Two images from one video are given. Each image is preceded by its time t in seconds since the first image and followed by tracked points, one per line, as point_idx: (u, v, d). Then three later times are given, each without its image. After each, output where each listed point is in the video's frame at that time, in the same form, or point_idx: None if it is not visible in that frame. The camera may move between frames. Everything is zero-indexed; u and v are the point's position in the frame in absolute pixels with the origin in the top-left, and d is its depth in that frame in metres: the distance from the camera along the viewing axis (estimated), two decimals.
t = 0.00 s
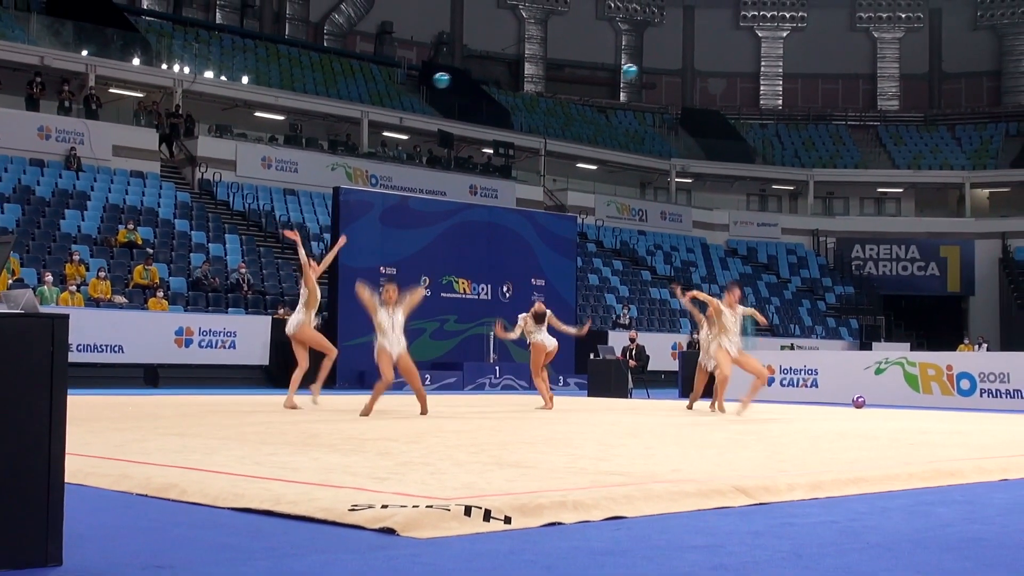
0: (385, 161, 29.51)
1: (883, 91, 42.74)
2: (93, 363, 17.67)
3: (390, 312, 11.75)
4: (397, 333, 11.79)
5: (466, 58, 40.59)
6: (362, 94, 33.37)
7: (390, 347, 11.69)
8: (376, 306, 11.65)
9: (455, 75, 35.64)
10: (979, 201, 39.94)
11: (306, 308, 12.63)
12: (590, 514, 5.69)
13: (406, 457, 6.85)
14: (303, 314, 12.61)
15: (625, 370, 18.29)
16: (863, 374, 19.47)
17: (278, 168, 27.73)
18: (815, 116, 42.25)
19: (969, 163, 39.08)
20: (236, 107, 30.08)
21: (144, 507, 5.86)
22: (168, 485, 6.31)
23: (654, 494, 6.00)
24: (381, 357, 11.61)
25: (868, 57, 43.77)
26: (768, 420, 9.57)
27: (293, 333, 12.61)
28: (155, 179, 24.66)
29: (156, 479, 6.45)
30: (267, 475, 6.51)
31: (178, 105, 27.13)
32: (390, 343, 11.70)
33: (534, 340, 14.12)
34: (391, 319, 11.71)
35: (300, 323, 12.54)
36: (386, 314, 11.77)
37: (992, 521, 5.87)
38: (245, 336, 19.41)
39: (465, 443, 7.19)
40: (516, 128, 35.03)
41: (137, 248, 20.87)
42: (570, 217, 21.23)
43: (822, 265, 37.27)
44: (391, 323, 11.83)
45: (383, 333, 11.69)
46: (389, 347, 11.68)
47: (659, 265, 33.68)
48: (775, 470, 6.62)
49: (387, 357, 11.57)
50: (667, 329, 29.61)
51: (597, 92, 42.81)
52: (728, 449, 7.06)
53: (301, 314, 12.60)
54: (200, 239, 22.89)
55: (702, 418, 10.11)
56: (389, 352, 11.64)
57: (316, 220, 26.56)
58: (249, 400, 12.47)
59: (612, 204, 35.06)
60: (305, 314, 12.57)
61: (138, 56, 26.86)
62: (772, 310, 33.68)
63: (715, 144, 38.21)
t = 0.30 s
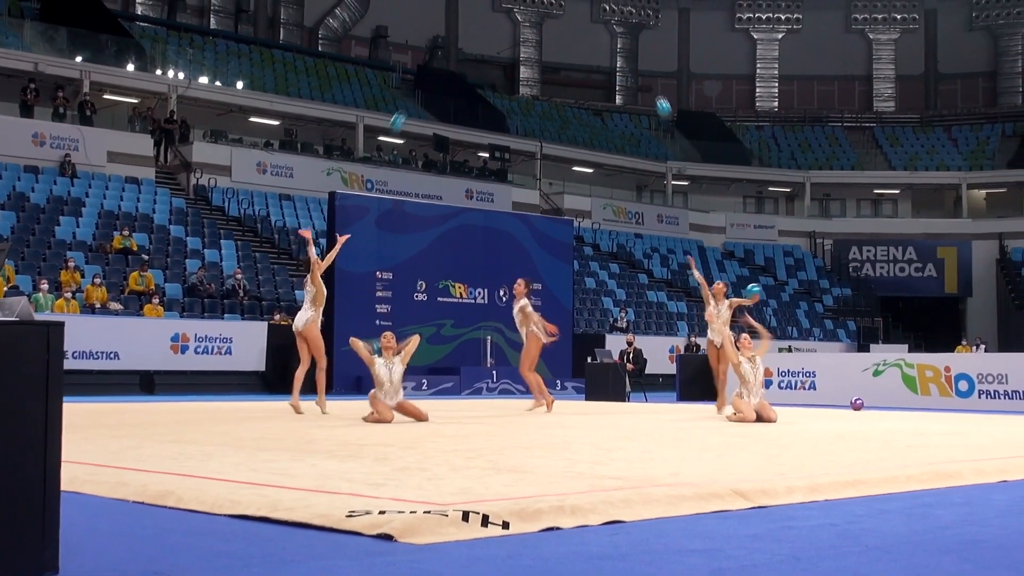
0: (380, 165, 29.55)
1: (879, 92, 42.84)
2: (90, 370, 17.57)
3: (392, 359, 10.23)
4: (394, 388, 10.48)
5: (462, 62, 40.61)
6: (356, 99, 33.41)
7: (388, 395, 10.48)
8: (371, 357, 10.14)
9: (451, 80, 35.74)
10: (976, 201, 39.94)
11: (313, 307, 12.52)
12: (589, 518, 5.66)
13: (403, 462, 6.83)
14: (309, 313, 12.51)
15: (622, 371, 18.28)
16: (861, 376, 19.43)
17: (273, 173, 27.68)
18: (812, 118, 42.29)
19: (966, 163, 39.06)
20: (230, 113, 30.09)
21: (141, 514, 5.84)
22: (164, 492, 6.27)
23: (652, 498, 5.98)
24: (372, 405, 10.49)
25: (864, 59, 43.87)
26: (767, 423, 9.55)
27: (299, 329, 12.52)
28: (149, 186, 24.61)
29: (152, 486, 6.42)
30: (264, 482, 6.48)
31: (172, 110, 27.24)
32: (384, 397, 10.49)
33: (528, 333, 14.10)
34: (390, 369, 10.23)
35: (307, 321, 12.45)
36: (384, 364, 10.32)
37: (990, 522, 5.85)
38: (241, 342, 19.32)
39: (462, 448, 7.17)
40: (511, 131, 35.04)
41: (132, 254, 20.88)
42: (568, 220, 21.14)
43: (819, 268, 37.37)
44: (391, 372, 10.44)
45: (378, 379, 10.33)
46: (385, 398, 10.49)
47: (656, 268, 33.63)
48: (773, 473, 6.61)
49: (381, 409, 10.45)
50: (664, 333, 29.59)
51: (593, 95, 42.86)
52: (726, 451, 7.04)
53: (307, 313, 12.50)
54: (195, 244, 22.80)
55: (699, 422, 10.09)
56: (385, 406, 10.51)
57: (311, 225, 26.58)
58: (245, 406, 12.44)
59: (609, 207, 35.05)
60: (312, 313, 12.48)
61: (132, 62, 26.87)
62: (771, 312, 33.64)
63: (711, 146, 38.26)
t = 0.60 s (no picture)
0: (371, 167, 29.34)
1: (882, 91, 42.71)
2: (75, 379, 17.42)
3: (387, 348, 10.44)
4: (388, 380, 10.50)
5: (455, 62, 40.43)
6: (348, 100, 33.23)
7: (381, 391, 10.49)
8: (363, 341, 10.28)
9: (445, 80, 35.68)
10: (982, 202, 39.83)
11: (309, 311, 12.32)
12: (587, 528, 5.49)
13: (396, 471, 6.66)
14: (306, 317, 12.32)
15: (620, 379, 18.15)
16: (866, 381, 19.28)
17: (263, 176, 27.58)
18: (812, 118, 42.18)
19: (971, 163, 39.04)
20: (217, 114, 29.90)
21: (125, 527, 5.66)
22: (150, 504, 6.10)
23: (652, 508, 5.81)
24: (366, 402, 10.46)
25: (865, 57, 43.74)
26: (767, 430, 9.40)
27: (293, 334, 12.34)
28: (135, 189, 24.48)
29: (138, 497, 6.24)
30: (252, 492, 6.30)
31: (158, 111, 27.15)
32: (378, 391, 10.49)
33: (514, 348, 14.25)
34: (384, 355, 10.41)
35: (301, 326, 12.28)
36: (377, 352, 10.47)
37: (999, 531, 5.69)
38: (230, 349, 19.14)
39: (457, 457, 7.00)
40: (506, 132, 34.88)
41: (119, 260, 20.57)
42: (563, 223, 21.04)
43: (822, 271, 37.28)
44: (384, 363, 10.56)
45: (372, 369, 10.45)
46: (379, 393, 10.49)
47: (655, 271, 33.44)
48: (776, 480, 6.45)
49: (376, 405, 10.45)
50: (664, 337, 29.44)
51: (590, 95, 42.70)
52: (726, 459, 6.89)
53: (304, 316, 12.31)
54: (182, 249, 22.66)
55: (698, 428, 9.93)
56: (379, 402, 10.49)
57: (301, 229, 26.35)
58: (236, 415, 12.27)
59: (607, 209, 34.82)
60: (308, 316, 12.29)
61: (117, 63, 26.74)
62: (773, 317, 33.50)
63: (710, 146, 38.10)
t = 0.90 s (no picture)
0: (363, 168, 29.20)
1: (885, 90, 42.63)
2: (58, 385, 17.28)
3: (388, 350, 10.37)
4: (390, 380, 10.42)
5: (448, 60, 40.26)
6: (338, 99, 33.04)
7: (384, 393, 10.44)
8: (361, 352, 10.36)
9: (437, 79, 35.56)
10: (987, 204, 39.75)
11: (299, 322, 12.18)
12: (583, 539, 5.34)
13: (388, 480, 6.50)
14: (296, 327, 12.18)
15: (617, 386, 18.00)
16: (869, 388, 19.19)
17: (252, 177, 27.42)
18: (813, 117, 42.10)
19: (976, 164, 38.93)
20: (203, 113, 29.72)
21: (108, 537, 5.49)
22: (136, 513, 5.93)
23: (650, 517, 5.65)
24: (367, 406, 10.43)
25: (867, 56, 43.65)
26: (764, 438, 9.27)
27: (282, 347, 12.18)
28: (120, 191, 24.31)
29: (123, 507, 6.07)
30: (241, 501, 6.14)
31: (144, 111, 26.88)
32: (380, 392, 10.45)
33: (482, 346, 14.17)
34: (384, 357, 10.34)
35: (291, 337, 12.10)
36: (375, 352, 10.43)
37: (1005, 541, 5.54)
38: (217, 355, 18.99)
39: (450, 466, 6.85)
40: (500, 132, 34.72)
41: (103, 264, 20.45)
42: (558, 225, 20.90)
43: (824, 274, 37.14)
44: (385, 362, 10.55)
45: (372, 372, 10.38)
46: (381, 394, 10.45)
47: (653, 275, 33.29)
48: (776, 489, 6.30)
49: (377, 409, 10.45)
50: (661, 343, 29.28)
51: (587, 94, 42.52)
52: (726, 468, 6.73)
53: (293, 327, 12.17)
54: (168, 252, 22.49)
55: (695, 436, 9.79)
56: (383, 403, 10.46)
57: (289, 231, 26.16)
58: (226, 422, 12.11)
59: (603, 211, 34.78)
60: (297, 327, 12.15)
61: (101, 62, 26.59)
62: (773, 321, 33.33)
63: (709, 147, 37.95)
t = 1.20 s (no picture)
0: (354, 168, 29.04)
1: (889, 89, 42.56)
2: (42, 391, 17.13)
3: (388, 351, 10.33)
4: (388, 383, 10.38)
5: (441, 58, 40.13)
6: (328, 97, 32.89)
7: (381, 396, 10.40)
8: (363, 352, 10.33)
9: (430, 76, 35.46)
10: (993, 205, 39.60)
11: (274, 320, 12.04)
12: (580, 548, 5.17)
13: (379, 489, 6.34)
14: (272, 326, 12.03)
15: (615, 393, 17.87)
16: (873, 394, 19.01)
17: (239, 178, 27.23)
18: (815, 117, 42.03)
19: (982, 164, 38.82)
20: (191, 112, 29.60)
21: (92, 547, 5.31)
22: (120, 522, 5.75)
23: (648, 526, 5.49)
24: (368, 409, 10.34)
25: (870, 55, 43.58)
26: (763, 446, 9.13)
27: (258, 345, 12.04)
28: (104, 192, 24.15)
29: (107, 516, 5.91)
30: (228, 510, 5.97)
31: (129, 108, 26.71)
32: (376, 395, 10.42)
33: (472, 353, 14.05)
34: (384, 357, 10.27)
35: (266, 337, 11.96)
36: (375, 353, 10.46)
37: (1012, 550, 5.38)
38: (203, 360, 18.81)
39: (444, 474, 6.69)
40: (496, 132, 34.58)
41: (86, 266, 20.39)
42: (554, 227, 20.74)
43: (826, 277, 36.96)
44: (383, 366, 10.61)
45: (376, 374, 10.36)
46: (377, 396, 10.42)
47: (651, 278, 33.12)
48: (777, 498, 6.15)
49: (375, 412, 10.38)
50: (660, 348, 29.15)
51: (584, 92, 42.36)
52: (725, 476, 6.57)
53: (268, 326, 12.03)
54: (153, 254, 22.35)
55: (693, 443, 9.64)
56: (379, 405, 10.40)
57: (279, 233, 25.98)
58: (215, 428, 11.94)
59: (600, 212, 34.69)
60: (274, 327, 12.01)
61: (85, 59, 26.47)
62: (773, 325, 33.20)
63: (708, 147, 37.85)
